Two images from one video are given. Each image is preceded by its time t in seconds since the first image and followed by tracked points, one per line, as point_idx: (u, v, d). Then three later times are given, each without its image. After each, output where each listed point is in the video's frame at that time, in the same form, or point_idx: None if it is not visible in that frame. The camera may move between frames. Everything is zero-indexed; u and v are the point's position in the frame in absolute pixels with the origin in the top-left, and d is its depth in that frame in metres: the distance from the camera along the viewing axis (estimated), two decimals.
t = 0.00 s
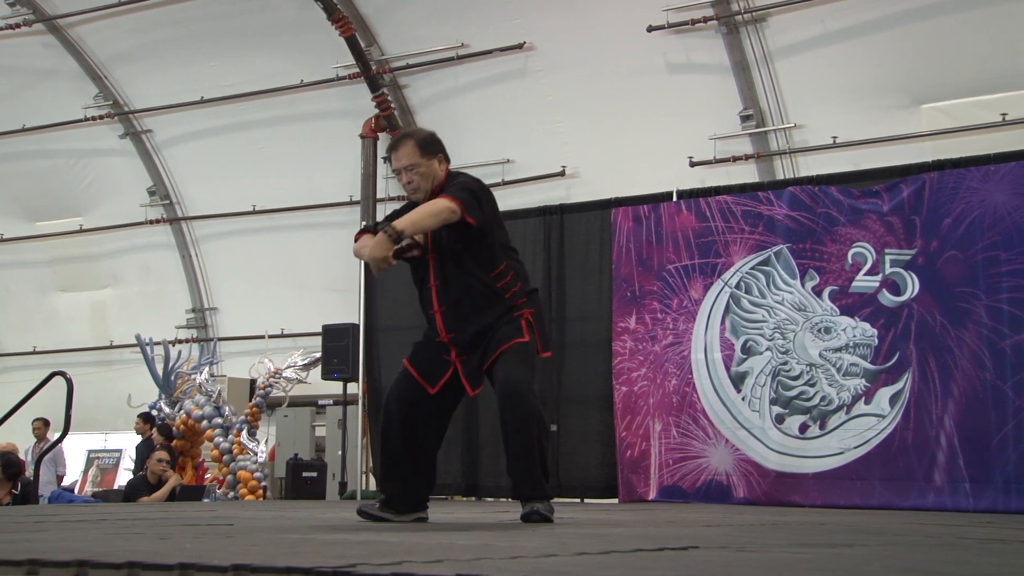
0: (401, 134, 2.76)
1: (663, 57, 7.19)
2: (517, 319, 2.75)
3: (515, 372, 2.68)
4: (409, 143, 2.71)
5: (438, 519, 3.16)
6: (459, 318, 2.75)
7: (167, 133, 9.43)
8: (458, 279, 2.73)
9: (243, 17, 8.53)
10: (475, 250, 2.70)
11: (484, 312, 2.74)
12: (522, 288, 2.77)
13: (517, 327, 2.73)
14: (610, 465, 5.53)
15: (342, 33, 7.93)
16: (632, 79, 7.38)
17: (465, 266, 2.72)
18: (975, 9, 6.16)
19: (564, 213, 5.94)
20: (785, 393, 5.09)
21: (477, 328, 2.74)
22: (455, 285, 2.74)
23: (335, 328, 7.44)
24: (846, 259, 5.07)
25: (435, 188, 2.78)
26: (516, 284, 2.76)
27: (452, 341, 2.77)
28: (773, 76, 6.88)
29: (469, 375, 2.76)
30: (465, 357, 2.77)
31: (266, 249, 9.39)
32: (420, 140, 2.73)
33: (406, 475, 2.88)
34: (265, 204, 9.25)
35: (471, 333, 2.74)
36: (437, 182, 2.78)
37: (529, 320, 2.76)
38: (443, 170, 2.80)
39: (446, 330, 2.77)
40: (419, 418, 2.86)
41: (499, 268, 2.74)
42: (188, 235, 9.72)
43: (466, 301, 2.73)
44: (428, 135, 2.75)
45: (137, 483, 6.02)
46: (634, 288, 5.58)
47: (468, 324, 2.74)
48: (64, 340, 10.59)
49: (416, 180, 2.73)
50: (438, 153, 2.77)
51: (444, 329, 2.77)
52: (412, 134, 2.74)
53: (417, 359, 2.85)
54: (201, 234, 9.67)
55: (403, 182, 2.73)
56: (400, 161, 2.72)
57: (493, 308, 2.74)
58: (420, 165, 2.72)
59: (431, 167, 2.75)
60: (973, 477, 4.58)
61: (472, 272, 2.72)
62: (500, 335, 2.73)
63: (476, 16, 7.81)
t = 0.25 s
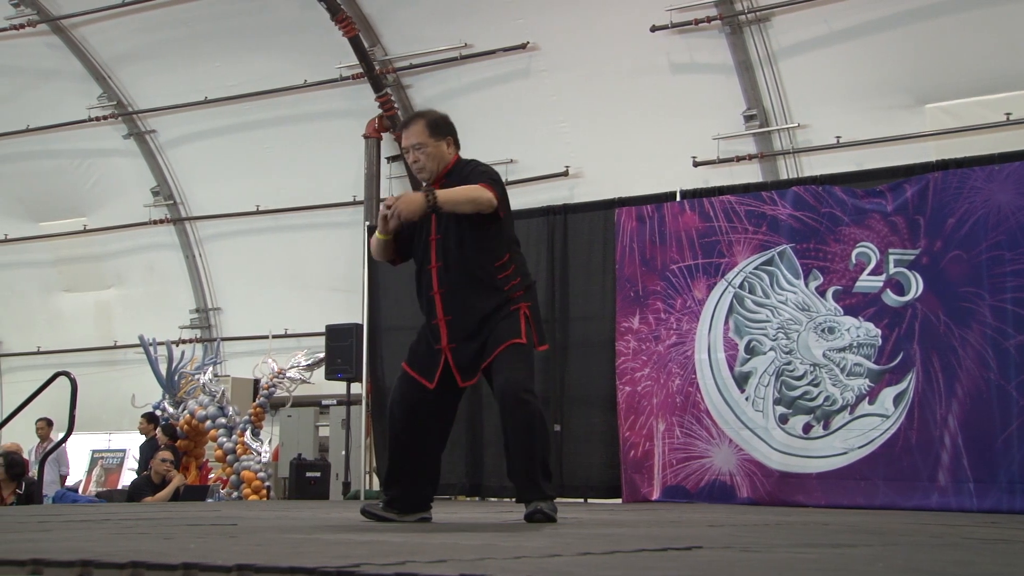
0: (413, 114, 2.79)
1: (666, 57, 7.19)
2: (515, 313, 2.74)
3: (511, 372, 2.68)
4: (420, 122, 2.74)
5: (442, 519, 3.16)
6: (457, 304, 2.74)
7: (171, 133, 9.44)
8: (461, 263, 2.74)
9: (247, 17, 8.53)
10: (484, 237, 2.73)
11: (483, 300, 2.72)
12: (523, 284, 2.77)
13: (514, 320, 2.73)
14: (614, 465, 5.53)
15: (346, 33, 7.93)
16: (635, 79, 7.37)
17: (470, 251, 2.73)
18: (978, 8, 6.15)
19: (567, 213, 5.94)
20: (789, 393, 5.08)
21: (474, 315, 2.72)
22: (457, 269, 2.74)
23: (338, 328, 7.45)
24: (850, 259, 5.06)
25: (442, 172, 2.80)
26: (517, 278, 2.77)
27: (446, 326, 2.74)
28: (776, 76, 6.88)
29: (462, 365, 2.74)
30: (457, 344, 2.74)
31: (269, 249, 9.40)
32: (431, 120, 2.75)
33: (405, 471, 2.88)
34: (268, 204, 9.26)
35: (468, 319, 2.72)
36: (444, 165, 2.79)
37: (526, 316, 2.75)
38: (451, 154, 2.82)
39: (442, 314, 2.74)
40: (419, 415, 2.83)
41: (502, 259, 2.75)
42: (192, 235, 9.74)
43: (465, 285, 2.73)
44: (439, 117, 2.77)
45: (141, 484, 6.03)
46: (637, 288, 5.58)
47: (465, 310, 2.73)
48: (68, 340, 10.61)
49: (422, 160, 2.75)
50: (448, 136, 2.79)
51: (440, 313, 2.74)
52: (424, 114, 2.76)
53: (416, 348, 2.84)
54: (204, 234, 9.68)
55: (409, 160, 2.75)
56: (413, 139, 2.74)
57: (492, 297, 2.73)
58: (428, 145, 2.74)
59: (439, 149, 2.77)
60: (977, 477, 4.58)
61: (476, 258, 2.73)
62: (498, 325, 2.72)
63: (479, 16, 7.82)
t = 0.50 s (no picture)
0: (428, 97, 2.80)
1: (671, 58, 7.18)
2: (511, 305, 2.74)
3: (513, 371, 2.69)
4: (433, 105, 2.75)
5: (446, 518, 3.16)
6: (452, 288, 2.76)
7: (175, 133, 9.45)
8: (460, 248, 2.77)
9: (251, 18, 8.53)
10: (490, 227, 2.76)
11: (479, 289, 2.74)
12: (523, 279, 2.77)
13: (508, 312, 2.73)
14: (618, 465, 5.52)
15: (350, 33, 7.93)
16: (640, 79, 7.37)
17: (472, 237, 2.76)
18: (984, 8, 6.14)
19: (571, 212, 5.93)
20: (793, 393, 5.07)
21: (467, 301, 2.74)
22: (456, 254, 2.77)
23: (342, 328, 7.46)
24: (854, 259, 5.06)
25: (452, 157, 2.81)
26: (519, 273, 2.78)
27: (439, 309, 2.77)
28: (780, 76, 6.87)
29: (450, 351, 2.74)
30: (447, 328, 2.75)
31: (273, 250, 9.41)
32: (444, 104, 2.76)
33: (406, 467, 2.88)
34: (272, 204, 9.27)
35: (461, 305, 2.74)
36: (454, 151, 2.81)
37: (523, 310, 2.74)
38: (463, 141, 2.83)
39: (436, 295, 2.78)
40: (417, 410, 2.81)
41: (506, 251, 2.77)
42: (196, 235, 9.75)
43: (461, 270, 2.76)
44: (453, 101, 2.78)
45: (146, 484, 6.02)
46: (641, 288, 5.58)
47: (458, 296, 2.75)
48: (73, 340, 10.63)
49: (431, 142, 2.76)
50: (459, 121, 2.80)
51: (434, 295, 2.78)
52: (438, 97, 2.78)
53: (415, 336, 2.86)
54: (209, 234, 9.69)
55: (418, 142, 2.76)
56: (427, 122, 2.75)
57: (488, 286, 2.74)
58: (438, 128, 2.75)
59: (449, 133, 2.77)
60: (982, 477, 4.57)
61: (478, 245, 2.75)
62: (492, 315, 2.73)
63: (482, 16, 7.81)
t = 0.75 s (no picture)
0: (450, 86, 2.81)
1: (673, 57, 7.18)
2: (511, 301, 2.75)
3: (517, 375, 2.69)
4: (453, 94, 2.76)
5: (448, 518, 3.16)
6: (454, 277, 2.75)
7: (178, 133, 9.46)
8: (465, 237, 2.76)
9: (253, 18, 8.54)
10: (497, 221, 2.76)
11: (482, 282, 2.73)
12: (523, 277, 2.79)
13: (509, 308, 2.74)
14: (620, 465, 5.52)
15: (352, 33, 7.93)
16: (642, 79, 7.37)
17: (476, 228, 2.75)
18: (986, 8, 6.13)
19: (573, 212, 5.92)
20: (796, 393, 5.07)
21: (469, 291, 2.73)
22: (460, 242, 2.76)
23: (344, 328, 7.48)
24: (856, 259, 5.05)
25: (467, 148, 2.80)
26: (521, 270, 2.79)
27: (438, 297, 2.76)
28: (783, 76, 6.87)
29: (448, 340, 2.72)
30: (447, 317, 2.74)
31: (276, 250, 9.42)
32: (463, 93, 2.76)
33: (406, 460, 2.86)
34: (275, 204, 9.28)
35: (462, 294, 2.73)
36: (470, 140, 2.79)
37: (521, 308, 2.76)
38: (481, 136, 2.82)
39: (437, 282, 2.76)
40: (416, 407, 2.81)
41: (511, 247, 2.77)
42: (198, 235, 9.76)
43: (465, 259, 2.74)
44: (473, 92, 2.78)
45: (149, 483, 6.03)
46: (644, 288, 5.58)
47: (460, 285, 2.74)
48: (75, 340, 10.65)
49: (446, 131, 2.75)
50: (476, 114, 2.79)
51: (435, 280, 2.77)
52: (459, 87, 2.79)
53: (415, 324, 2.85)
54: (211, 234, 9.70)
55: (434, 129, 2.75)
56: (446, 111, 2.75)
57: (490, 279, 2.74)
58: (453, 118, 2.75)
59: (465, 125, 2.77)
60: (985, 477, 4.56)
61: (483, 236, 2.75)
62: (493, 309, 2.73)
63: (484, 16, 7.82)
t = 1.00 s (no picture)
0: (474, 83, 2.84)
1: (673, 57, 7.18)
2: (511, 300, 2.75)
3: (518, 377, 2.69)
4: (473, 89, 2.78)
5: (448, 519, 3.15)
6: (457, 271, 2.75)
7: (178, 133, 9.46)
8: (470, 232, 2.75)
9: (254, 18, 8.53)
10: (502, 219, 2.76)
11: (484, 280, 2.73)
12: (524, 277, 2.80)
13: (510, 306, 2.74)
14: (621, 465, 5.52)
15: (352, 34, 7.93)
16: (642, 79, 7.37)
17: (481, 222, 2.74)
18: (986, 7, 6.13)
19: (574, 212, 5.92)
20: (796, 393, 5.07)
21: (472, 285, 2.73)
22: (465, 236, 2.75)
23: (344, 329, 7.50)
24: (857, 259, 5.05)
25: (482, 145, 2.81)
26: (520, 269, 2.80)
27: (441, 289, 2.75)
28: (783, 76, 6.87)
29: (448, 333, 2.72)
30: (448, 310, 2.73)
31: (276, 250, 9.42)
32: (484, 90, 2.78)
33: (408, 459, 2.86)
34: (275, 204, 9.28)
35: (463, 288, 2.73)
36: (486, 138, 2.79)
37: (521, 307, 2.76)
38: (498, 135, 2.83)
39: (440, 274, 2.76)
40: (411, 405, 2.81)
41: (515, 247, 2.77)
42: (199, 235, 9.76)
43: (468, 253, 2.74)
44: (494, 90, 2.80)
45: (149, 483, 6.03)
46: (644, 288, 5.58)
47: (463, 278, 2.74)
48: (75, 340, 10.65)
49: (463, 126, 2.78)
50: (494, 112, 2.80)
51: (438, 272, 2.76)
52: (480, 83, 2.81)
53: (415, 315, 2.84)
54: (211, 234, 9.70)
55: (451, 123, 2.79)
56: (467, 106, 2.77)
57: (492, 276, 2.74)
58: (471, 114, 2.77)
59: (483, 122, 2.78)
60: (985, 477, 4.56)
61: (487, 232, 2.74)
62: (494, 305, 2.73)
63: (485, 17, 7.82)
